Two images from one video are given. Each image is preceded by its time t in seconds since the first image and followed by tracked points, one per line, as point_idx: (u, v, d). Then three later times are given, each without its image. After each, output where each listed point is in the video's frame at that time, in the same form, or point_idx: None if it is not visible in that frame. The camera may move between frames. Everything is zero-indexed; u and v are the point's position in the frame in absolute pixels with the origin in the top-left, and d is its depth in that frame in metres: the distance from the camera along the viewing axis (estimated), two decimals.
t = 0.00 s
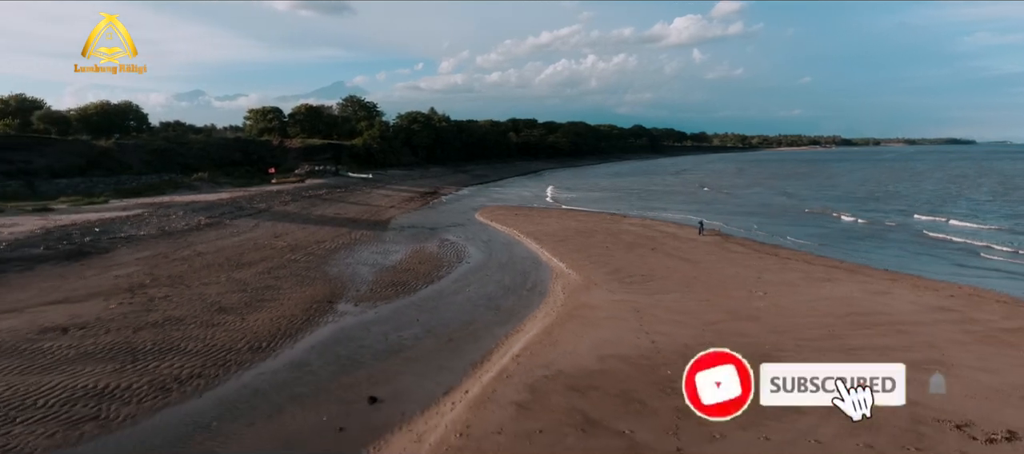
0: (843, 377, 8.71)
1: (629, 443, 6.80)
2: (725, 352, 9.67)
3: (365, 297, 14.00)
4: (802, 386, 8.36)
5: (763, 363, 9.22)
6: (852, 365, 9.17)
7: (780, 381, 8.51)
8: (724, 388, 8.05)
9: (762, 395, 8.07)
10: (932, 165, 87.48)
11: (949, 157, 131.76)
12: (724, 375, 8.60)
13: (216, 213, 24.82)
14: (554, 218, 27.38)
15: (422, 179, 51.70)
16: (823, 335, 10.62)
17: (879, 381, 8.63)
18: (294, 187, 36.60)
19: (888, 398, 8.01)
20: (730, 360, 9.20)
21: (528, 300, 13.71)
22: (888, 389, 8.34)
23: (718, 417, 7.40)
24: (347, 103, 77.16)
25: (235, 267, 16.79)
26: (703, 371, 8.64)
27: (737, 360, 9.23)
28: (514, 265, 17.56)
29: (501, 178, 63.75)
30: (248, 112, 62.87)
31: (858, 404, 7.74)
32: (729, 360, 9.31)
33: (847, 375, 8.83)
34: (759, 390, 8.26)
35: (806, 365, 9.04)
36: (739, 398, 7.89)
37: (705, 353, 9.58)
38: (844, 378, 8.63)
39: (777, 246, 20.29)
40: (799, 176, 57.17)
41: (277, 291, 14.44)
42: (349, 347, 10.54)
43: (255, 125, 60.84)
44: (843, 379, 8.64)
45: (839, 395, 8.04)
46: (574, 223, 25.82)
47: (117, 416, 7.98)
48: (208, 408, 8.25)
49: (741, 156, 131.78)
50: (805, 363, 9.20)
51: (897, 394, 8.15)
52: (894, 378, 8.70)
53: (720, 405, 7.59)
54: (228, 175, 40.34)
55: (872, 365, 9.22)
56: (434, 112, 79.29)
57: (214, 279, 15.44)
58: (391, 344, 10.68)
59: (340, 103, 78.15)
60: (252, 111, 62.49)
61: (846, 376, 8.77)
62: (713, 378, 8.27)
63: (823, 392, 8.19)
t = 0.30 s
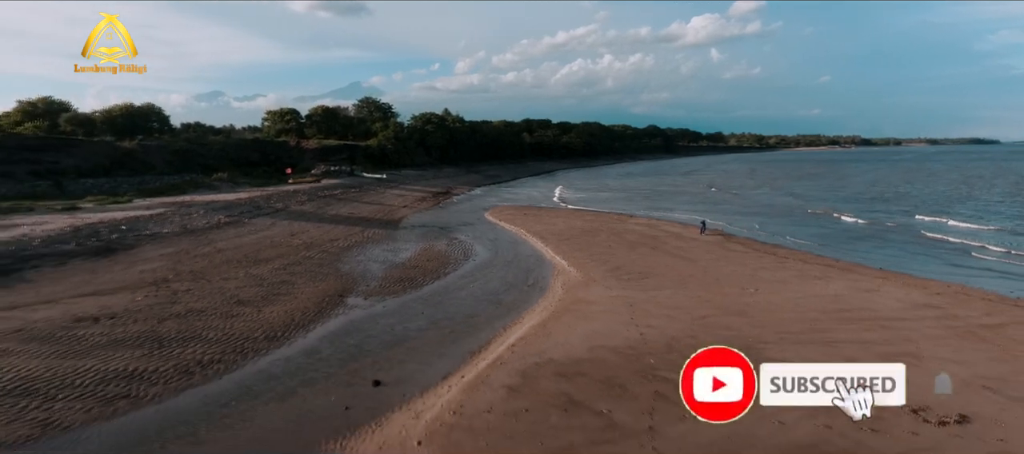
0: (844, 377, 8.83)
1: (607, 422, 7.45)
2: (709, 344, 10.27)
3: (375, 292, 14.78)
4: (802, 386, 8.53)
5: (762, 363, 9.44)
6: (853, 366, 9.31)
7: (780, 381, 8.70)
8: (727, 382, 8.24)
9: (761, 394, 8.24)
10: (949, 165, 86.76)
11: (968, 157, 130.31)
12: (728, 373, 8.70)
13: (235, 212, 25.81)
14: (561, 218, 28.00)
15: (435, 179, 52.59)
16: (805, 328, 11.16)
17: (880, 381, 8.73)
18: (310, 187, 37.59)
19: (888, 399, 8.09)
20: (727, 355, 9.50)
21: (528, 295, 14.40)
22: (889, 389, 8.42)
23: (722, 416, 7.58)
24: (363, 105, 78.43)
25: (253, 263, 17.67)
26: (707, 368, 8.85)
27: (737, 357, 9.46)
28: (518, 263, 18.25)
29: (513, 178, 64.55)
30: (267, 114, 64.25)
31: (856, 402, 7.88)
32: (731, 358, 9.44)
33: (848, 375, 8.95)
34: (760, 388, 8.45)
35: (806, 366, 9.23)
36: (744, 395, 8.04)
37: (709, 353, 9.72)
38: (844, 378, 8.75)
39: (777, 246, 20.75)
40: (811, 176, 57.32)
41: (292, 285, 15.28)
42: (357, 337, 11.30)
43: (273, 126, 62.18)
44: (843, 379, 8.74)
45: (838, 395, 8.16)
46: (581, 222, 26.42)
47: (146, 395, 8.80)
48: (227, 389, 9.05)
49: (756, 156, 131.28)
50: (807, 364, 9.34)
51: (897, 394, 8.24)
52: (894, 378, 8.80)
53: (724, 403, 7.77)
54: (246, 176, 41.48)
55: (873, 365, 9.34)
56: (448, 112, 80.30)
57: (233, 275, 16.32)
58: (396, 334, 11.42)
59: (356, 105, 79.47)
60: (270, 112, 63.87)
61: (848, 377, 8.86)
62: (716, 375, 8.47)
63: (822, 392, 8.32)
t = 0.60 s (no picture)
0: (844, 378, 9.09)
1: (590, 403, 8.12)
2: (694, 336, 10.96)
3: (385, 287, 15.60)
4: (801, 386, 8.71)
5: (761, 363, 9.65)
6: (855, 366, 9.56)
7: (780, 381, 8.88)
8: (726, 380, 8.40)
9: (761, 393, 8.48)
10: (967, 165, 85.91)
11: (988, 157, 128.61)
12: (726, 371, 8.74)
13: (254, 211, 26.81)
14: (569, 217, 28.65)
15: (449, 180, 53.47)
16: (790, 323, 11.76)
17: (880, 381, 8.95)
18: (326, 187, 38.62)
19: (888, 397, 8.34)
20: (722, 352, 9.81)
21: (531, 290, 15.13)
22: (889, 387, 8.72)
23: (722, 416, 7.75)
24: (378, 106, 79.69)
25: (271, 260, 18.57)
26: (706, 366, 8.99)
27: (734, 355, 9.72)
28: (524, 260, 18.94)
29: (526, 178, 65.33)
30: (284, 115, 65.65)
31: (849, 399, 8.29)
32: (730, 357, 9.61)
33: (848, 375, 9.22)
34: (760, 388, 8.64)
35: (805, 366, 9.44)
36: (743, 395, 8.20)
37: (704, 350, 10.07)
38: (844, 379, 9.02)
39: (778, 245, 21.25)
40: (823, 176, 57.38)
41: (306, 281, 16.14)
42: (367, 327, 12.10)
43: (291, 127, 63.57)
44: (844, 380, 9.03)
45: (839, 395, 8.43)
46: (589, 222, 27.05)
47: (173, 378, 9.64)
48: (246, 373, 9.86)
49: (771, 156, 130.73)
50: (809, 364, 9.59)
51: (897, 394, 8.48)
52: (894, 378, 9.07)
53: (724, 403, 7.92)
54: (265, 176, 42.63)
55: (872, 365, 9.57)
56: (462, 113, 81.29)
57: (252, 270, 17.23)
58: (403, 325, 12.22)
59: (372, 106, 80.75)
60: (288, 114, 65.28)
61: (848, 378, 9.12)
62: (715, 373, 8.59)
63: (822, 392, 8.56)
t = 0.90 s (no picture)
0: (845, 378, 9.35)
1: (579, 387, 8.84)
2: (684, 328, 11.61)
3: (397, 282, 16.43)
4: (802, 386, 8.95)
5: (761, 363, 9.91)
6: (856, 366, 9.84)
7: (780, 381, 9.13)
8: (726, 380, 8.54)
9: (760, 392, 8.68)
10: (986, 166, 85.20)
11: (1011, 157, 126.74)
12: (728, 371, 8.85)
13: (274, 210, 27.84)
14: (579, 217, 29.28)
15: (463, 180, 54.36)
16: (778, 317, 12.34)
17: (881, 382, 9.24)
18: (343, 187, 39.67)
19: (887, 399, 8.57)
20: (721, 351, 10.07)
21: (534, 286, 15.84)
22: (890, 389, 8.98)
23: (722, 416, 7.89)
24: (395, 107, 80.96)
25: (289, 257, 19.50)
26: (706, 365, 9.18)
27: (734, 356, 9.92)
28: (531, 258, 19.66)
29: (540, 178, 66.07)
30: (303, 117, 67.09)
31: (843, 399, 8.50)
32: (732, 357, 9.81)
33: (849, 375, 9.50)
34: (760, 388, 8.84)
35: (807, 366, 9.70)
36: (744, 395, 8.34)
37: (704, 350, 10.30)
38: (844, 378, 9.30)
39: (780, 245, 21.72)
40: (836, 177, 57.38)
41: (322, 276, 17.02)
42: (377, 319, 12.91)
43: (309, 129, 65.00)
44: (844, 379, 9.29)
45: (839, 395, 8.67)
46: (598, 222, 27.66)
47: (200, 363, 10.51)
48: (266, 359, 10.70)
49: (789, 156, 130.05)
50: (811, 364, 9.87)
51: (897, 394, 8.76)
52: (894, 378, 9.32)
53: (724, 403, 8.06)
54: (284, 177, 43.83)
55: (873, 365, 9.84)
56: (477, 114, 82.24)
57: (272, 266, 18.18)
58: (411, 317, 13.03)
59: (388, 107, 82.07)
60: (307, 115, 66.69)
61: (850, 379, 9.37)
62: (715, 372, 8.73)
63: (822, 392, 8.78)
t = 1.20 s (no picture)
0: (846, 378, 9.59)
1: (571, 374, 9.55)
2: (677, 322, 12.26)
3: (408, 278, 17.23)
4: (801, 386, 9.32)
5: (761, 363, 10.24)
6: (856, 366, 10.10)
7: (780, 381, 9.50)
8: (726, 380, 8.94)
9: (760, 393, 8.93)
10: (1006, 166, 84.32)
11: None
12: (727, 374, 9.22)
13: (292, 209, 28.84)
14: (588, 217, 29.88)
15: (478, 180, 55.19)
16: (768, 313, 12.93)
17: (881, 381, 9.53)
18: (359, 187, 40.68)
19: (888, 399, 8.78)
20: (721, 351, 10.48)
21: (539, 283, 16.54)
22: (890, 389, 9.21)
23: (722, 416, 8.13)
24: (411, 108, 82.17)
25: (306, 254, 20.43)
26: (706, 366, 9.60)
27: (734, 356, 10.31)
28: (538, 256, 20.37)
29: (554, 179, 66.72)
30: (322, 118, 68.48)
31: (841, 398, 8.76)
32: (732, 359, 10.14)
33: (848, 375, 9.73)
34: (760, 389, 9.11)
35: (807, 368, 10.01)
36: (743, 395, 8.66)
37: (704, 350, 10.64)
38: (844, 379, 9.53)
39: (784, 245, 22.16)
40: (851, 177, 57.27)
41: (337, 272, 17.90)
42: (388, 312, 13.71)
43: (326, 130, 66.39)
44: (844, 380, 9.52)
45: (839, 395, 8.91)
46: (606, 222, 28.25)
47: (224, 350, 11.39)
48: (284, 348, 11.55)
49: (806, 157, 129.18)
50: (812, 364, 10.19)
51: (897, 394, 8.97)
52: (894, 378, 9.59)
53: (724, 403, 8.34)
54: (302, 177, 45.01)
55: (874, 365, 10.12)
56: (492, 115, 83.14)
57: (290, 263, 19.11)
58: (419, 310, 13.83)
59: (405, 108, 83.31)
60: (325, 117, 68.07)
61: (850, 379, 9.62)
62: (715, 373, 9.19)
63: (822, 391, 9.09)
